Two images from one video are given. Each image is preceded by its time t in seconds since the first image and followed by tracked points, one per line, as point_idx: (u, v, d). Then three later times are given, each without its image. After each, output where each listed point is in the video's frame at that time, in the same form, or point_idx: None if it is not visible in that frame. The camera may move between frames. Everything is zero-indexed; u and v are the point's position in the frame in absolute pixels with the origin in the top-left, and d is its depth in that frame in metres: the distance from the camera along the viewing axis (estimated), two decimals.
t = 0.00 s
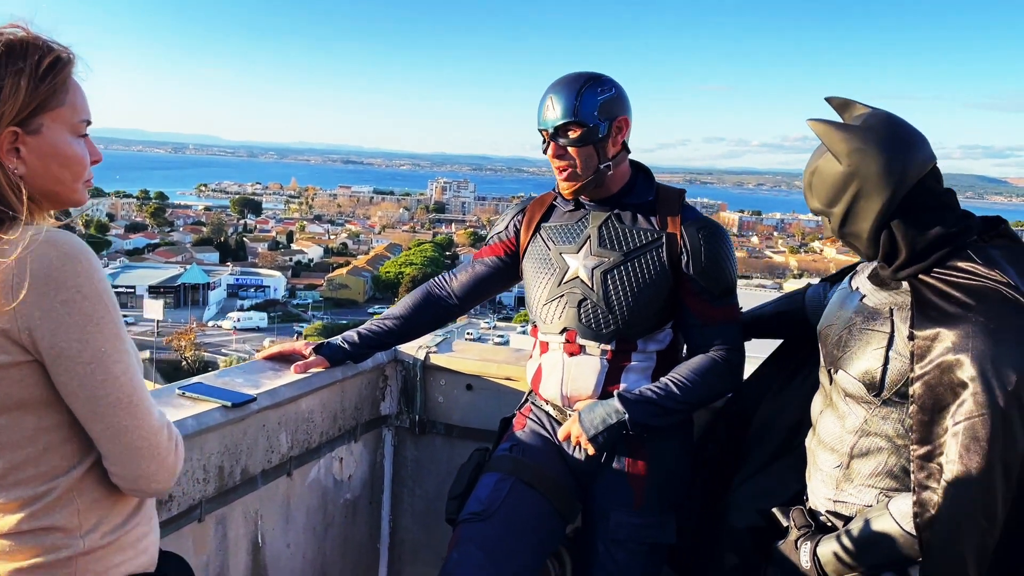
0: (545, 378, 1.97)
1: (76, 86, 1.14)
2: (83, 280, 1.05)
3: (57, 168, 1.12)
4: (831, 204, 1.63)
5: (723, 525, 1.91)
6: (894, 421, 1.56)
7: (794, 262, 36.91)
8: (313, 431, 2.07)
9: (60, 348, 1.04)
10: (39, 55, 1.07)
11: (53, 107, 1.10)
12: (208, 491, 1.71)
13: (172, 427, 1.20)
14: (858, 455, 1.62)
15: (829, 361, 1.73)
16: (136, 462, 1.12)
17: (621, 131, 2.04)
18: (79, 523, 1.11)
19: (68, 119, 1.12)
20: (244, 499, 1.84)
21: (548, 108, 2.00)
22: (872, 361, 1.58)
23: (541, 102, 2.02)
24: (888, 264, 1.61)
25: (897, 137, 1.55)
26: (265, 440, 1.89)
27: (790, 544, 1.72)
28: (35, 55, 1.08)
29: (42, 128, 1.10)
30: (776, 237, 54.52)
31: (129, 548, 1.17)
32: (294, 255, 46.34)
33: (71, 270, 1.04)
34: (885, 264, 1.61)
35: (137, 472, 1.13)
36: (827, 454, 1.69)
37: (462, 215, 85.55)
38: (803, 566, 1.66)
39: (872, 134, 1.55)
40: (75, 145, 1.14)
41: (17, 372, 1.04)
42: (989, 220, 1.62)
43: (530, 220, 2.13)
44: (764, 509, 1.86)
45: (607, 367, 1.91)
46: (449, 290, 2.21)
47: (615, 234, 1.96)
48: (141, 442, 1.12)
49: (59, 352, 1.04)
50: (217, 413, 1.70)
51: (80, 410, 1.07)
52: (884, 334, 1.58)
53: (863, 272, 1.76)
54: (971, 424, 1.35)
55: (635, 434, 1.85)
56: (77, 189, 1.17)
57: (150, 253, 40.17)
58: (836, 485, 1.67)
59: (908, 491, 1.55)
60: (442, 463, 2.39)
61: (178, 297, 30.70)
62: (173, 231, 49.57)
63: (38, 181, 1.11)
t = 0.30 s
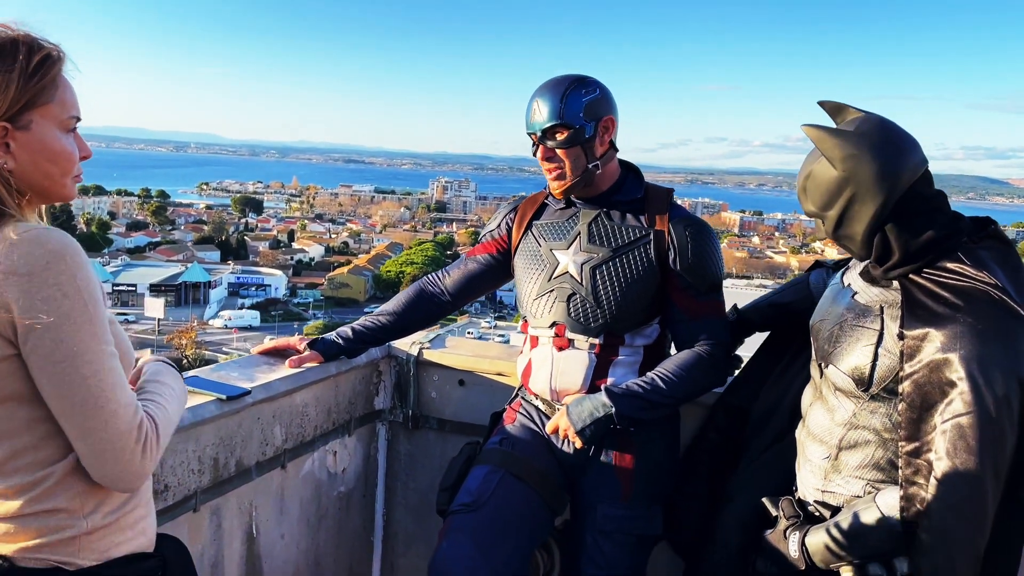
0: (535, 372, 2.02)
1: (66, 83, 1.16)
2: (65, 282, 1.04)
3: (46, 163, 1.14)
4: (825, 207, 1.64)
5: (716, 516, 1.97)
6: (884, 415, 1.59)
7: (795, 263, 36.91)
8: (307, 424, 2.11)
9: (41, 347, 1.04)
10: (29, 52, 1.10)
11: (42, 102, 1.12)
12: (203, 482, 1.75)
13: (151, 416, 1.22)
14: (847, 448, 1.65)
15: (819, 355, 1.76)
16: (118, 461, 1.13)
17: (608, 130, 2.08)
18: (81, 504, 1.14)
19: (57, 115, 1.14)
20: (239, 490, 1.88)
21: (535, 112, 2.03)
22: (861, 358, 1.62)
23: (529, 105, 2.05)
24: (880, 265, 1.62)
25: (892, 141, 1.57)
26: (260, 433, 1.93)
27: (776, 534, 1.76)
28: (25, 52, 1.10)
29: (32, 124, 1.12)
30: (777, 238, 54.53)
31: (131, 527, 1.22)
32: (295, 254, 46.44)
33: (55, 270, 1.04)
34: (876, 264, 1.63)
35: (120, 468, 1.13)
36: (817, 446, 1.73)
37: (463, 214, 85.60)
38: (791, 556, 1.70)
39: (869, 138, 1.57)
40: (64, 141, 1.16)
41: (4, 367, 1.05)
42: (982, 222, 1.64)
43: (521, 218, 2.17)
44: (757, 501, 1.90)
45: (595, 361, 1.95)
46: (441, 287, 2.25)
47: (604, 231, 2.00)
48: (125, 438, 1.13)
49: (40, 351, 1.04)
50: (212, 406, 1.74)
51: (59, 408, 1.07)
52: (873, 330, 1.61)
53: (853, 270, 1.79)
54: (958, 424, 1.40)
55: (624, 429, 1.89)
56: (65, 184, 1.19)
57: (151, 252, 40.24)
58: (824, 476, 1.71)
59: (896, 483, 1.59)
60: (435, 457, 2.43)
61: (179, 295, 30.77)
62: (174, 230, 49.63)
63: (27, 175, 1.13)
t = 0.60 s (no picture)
0: (530, 365, 2.05)
1: (72, 86, 1.16)
2: (80, 269, 1.08)
3: (47, 163, 1.14)
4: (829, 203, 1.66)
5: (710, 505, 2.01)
6: (882, 407, 1.62)
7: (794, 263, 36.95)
8: (306, 417, 2.15)
9: (60, 334, 1.08)
10: (38, 55, 1.11)
11: (47, 105, 1.12)
12: (204, 472, 1.79)
13: (177, 367, 1.25)
14: (844, 438, 1.68)
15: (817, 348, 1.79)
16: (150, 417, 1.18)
17: (602, 128, 2.12)
18: (88, 487, 1.16)
19: (61, 118, 1.15)
20: (239, 481, 1.91)
21: (530, 112, 2.07)
22: (861, 351, 1.64)
23: (524, 105, 2.09)
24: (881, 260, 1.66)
25: (893, 138, 1.58)
26: (260, 425, 1.96)
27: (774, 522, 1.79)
28: (34, 55, 1.11)
29: (36, 125, 1.12)
30: (777, 238, 54.55)
31: (133, 512, 1.23)
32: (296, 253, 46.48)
33: (68, 259, 1.08)
34: (878, 259, 1.66)
35: (153, 425, 1.19)
36: (814, 436, 1.75)
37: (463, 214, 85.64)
38: (789, 544, 1.73)
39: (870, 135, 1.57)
40: (66, 144, 1.17)
41: (21, 356, 1.08)
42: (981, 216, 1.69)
43: (518, 215, 2.21)
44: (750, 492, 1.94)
45: (589, 354, 1.99)
46: (439, 282, 2.28)
47: (600, 227, 2.04)
48: (156, 397, 1.18)
49: (60, 338, 1.08)
50: (213, 398, 1.78)
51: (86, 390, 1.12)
52: (874, 324, 1.64)
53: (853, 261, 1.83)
54: (959, 415, 1.42)
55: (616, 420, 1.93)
56: (62, 184, 1.19)
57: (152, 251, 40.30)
58: (821, 467, 1.73)
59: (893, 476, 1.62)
60: (432, 450, 2.47)
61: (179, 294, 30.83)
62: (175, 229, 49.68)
63: (26, 175, 1.13)
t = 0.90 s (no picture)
0: (531, 363, 2.09)
1: (90, 93, 1.20)
2: (101, 273, 1.12)
3: (66, 169, 1.18)
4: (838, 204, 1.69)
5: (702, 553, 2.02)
6: (892, 405, 1.65)
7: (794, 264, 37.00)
8: (311, 414, 2.19)
9: (85, 339, 1.12)
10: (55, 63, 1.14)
11: (65, 112, 1.16)
12: (211, 468, 1.83)
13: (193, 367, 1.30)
14: (851, 435, 1.71)
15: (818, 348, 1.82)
16: (170, 412, 1.22)
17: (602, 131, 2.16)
18: (101, 484, 1.19)
19: (80, 124, 1.18)
20: (245, 477, 1.95)
21: (532, 115, 2.11)
22: (872, 349, 1.66)
23: (525, 109, 2.13)
24: (886, 259, 1.70)
25: (902, 142, 1.61)
26: (266, 423, 2.00)
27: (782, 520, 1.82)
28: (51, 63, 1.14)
29: (55, 132, 1.16)
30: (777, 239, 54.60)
31: (143, 508, 1.25)
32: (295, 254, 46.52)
33: (88, 265, 1.11)
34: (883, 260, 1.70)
35: (173, 420, 1.23)
36: (819, 434, 1.78)
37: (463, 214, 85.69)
38: (797, 538, 1.76)
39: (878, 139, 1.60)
40: (85, 149, 1.20)
41: (45, 361, 1.12)
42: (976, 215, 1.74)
43: (519, 217, 2.25)
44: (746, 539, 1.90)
45: (589, 353, 2.03)
46: (442, 283, 2.32)
47: (599, 227, 2.07)
48: (177, 395, 1.22)
49: (85, 342, 1.12)
50: (220, 395, 1.82)
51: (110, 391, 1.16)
52: (885, 323, 1.66)
53: (851, 262, 1.87)
54: (976, 412, 1.44)
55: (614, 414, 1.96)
56: (84, 189, 1.23)
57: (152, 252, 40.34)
58: (827, 463, 1.76)
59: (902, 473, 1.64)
60: (434, 448, 2.51)
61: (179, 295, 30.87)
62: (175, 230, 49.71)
63: (48, 180, 1.17)
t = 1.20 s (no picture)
0: (537, 363, 2.13)
1: (116, 99, 1.24)
2: (131, 275, 1.16)
3: (94, 173, 1.22)
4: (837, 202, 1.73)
5: None
6: (896, 394, 1.69)
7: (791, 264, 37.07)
8: (320, 413, 2.22)
9: (116, 339, 1.15)
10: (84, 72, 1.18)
11: (93, 118, 1.20)
12: (224, 465, 1.86)
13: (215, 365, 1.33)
14: (854, 428, 1.74)
15: (814, 346, 1.85)
16: (196, 409, 1.25)
17: (606, 134, 2.19)
18: (134, 478, 1.22)
19: (106, 130, 1.22)
20: (257, 474, 1.99)
21: (537, 118, 2.15)
22: (874, 343, 1.70)
23: (531, 112, 2.17)
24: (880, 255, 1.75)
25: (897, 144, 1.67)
26: (276, 421, 2.03)
27: (790, 515, 1.80)
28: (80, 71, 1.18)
29: (83, 137, 1.20)
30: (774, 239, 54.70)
31: (170, 500, 1.29)
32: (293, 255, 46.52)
33: (118, 267, 1.15)
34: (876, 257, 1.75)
35: (198, 418, 1.26)
36: (818, 429, 1.82)
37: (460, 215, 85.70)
38: (809, 532, 1.75)
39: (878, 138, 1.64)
40: (112, 153, 1.24)
41: (78, 361, 1.15)
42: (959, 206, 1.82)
43: (525, 218, 2.28)
44: None
45: (594, 352, 2.07)
46: (447, 284, 2.36)
47: (604, 228, 2.11)
48: (201, 393, 1.25)
49: (116, 342, 1.15)
50: (233, 394, 1.85)
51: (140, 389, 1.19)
52: (890, 315, 1.69)
53: (836, 262, 1.91)
54: (987, 394, 1.48)
55: (618, 412, 2.00)
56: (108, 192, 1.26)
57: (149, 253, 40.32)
58: (829, 457, 1.80)
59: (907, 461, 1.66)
60: (440, 446, 2.54)
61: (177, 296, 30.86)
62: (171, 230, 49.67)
63: (77, 184, 1.21)
